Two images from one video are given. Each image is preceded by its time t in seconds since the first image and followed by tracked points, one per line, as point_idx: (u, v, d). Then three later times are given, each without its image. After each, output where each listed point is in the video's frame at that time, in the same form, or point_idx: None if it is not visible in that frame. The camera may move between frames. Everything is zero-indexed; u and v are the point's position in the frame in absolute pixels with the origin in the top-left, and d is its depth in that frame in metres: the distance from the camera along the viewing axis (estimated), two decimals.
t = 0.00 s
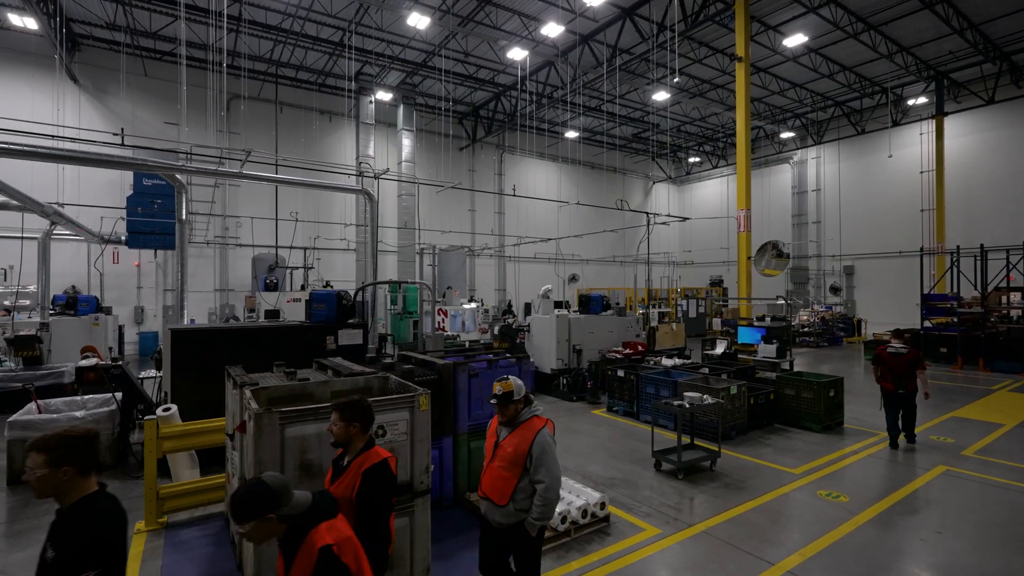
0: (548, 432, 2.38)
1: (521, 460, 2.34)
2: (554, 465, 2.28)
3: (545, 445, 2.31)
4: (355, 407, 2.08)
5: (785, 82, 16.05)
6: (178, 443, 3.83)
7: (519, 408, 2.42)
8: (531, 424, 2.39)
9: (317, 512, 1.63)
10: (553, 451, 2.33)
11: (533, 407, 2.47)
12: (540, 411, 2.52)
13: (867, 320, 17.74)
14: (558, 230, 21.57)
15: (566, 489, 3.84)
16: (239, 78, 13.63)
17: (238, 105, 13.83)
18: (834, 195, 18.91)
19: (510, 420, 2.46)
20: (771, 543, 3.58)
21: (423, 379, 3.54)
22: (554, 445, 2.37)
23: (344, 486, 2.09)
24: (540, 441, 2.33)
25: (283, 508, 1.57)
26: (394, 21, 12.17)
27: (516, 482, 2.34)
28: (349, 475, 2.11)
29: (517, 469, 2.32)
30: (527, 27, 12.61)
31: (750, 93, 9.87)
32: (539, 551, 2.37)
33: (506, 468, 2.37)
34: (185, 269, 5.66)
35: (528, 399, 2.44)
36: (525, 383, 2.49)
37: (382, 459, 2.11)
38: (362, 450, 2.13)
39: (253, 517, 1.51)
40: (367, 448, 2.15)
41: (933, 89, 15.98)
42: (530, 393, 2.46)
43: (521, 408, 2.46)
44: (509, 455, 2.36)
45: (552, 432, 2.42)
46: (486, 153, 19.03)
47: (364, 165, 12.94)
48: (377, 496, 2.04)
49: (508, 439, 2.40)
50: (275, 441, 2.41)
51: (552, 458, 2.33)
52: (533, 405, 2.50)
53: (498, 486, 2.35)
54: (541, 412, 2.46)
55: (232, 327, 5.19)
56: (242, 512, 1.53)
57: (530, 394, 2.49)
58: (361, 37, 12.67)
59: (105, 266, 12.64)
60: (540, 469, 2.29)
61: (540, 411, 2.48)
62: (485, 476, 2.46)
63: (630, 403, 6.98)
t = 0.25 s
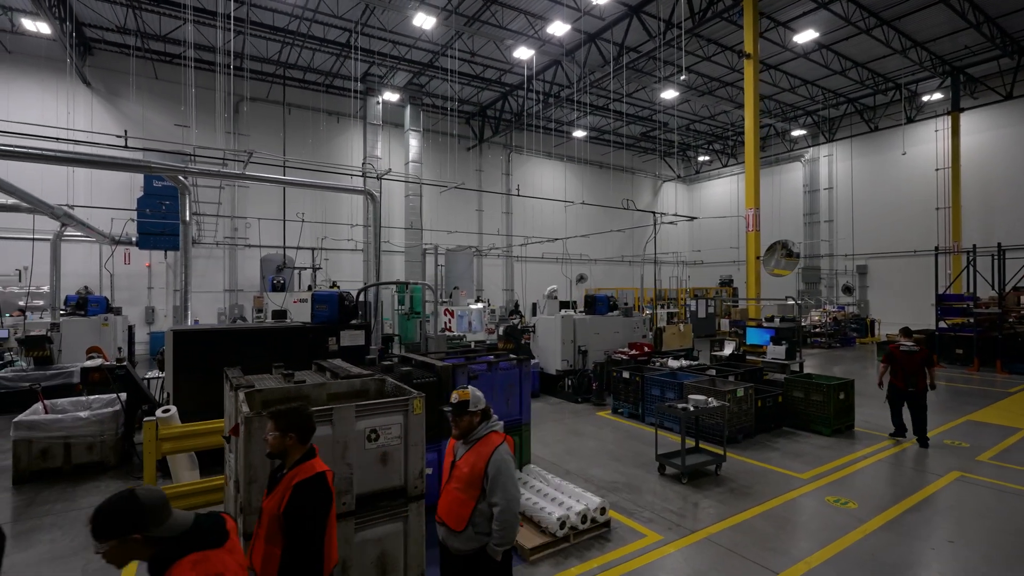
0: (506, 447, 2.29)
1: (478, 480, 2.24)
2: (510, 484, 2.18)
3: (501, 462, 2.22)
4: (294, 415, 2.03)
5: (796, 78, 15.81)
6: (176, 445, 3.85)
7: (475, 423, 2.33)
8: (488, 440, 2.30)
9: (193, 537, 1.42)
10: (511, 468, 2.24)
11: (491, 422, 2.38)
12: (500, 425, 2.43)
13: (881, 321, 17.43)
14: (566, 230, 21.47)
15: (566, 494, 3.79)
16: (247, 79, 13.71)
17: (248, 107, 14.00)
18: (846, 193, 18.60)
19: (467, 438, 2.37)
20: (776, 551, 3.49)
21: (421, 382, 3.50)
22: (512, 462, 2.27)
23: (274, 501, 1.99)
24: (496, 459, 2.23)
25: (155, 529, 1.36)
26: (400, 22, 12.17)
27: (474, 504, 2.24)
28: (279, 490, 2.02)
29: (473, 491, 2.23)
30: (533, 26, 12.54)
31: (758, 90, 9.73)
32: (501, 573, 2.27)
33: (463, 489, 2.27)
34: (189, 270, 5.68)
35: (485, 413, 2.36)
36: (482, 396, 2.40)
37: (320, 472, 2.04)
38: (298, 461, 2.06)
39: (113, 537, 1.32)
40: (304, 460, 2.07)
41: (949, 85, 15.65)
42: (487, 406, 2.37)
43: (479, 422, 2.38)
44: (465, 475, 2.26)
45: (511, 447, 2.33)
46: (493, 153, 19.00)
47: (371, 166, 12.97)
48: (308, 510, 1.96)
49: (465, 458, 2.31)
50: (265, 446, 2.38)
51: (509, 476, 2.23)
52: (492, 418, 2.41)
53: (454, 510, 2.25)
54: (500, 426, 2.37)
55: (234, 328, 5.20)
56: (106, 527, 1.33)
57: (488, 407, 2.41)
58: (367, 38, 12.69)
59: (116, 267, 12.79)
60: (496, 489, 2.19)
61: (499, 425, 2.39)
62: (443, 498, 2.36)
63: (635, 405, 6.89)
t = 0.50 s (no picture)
0: (453, 457, 2.11)
1: (420, 493, 2.06)
2: (456, 498, 2.02)
3: (448, 475, 2.04)
4: (211, 425, 1.80)
5: (806, 75, 15.59)
6: (174, 444, 3.83)
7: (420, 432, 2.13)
8: (433, 449, 2.10)
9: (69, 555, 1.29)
10: (458, 481, 2.07)
11: (437, 429, 2.19)
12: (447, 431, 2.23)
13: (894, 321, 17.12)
14: (573, 229, 21.38)
15: (564, 496, 3.74)
16: (255, 81, 13.81)
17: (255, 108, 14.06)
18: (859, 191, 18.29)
19: (411, 446, 2.16)
20: (779, 557, 3.41)
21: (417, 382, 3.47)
22: (460, 472, 2.10)
23: (187, 526, 1.71)
24: (442, 471, 2.06)
25: (25, 547, 1.24)
26: (406, 22, 12.17)
27: (412, 519, 2.07)
28: (192, 512, 1.74)
29: (413, 506, 2.05)
30: (538, 25, 12.46)
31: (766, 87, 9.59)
32: None
33: (402, 503, 2.09)
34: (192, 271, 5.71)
35: (431, 420, 2.16)
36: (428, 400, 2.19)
37: (240, 488, 1.76)
38: (215, 480, 1.79)
39: None
40: (223, 478, 1.79)
41: (965, 81, 15.33)
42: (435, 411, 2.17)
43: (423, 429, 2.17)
44: (406, 488, 2.07)
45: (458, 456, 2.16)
46: (500, 152, 18.96)
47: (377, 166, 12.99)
48: (225, 529, 1.68)
49: (407, 468, 2.11)
50: (253, 448, 2.36)
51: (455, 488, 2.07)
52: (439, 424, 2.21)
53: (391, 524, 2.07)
54: (446, 433, 2.19)
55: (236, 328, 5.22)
56: None
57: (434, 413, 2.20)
58: (373, 39, 12.72)
59: (126, 267, 12.93)
60: (441, 503, 2.03)
61: (445, 433, 2.20)
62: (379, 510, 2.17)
63: (639, 406, 6.82)
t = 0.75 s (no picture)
0: (391, 472, 1.95)
1: (352, 513, 1.89)
2: (393, 518, 1.86)
3: (385, 493, 1.88)
4: (122, 426, 1.73)
5: (816, 72, 15.37)
6: (172, 443, 3.93)
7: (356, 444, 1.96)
8: (370, 464, 1.93)
9: None
10: (395, 499, 1.91)
11: (375, 442, 2.00)
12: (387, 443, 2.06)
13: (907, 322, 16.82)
14: (580, 229, 21.29)
15: (561, 498, 3.69)
16: (262, 82, 13.90)
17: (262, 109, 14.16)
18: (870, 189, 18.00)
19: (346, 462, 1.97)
20: (779, 563, 3.33)
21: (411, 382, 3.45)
22: (398, 490, 1.94)
23: (89, 529, 1.64)
24: (379, 487, 1.89)
25: None
26: (410, 22, 12.18)
27: (342, 541, 1.89)
28: (96, 516, 1.67)
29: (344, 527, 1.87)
30: (543, 23, 12.40)
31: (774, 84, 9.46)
32: None
33: (331, 523, 1.90)
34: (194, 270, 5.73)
35: (369, 433, 1.97)
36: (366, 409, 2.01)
37: (152, 489, 1.74)
38: (122, 483, 1.73)
39: None
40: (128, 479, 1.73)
41: (980, 76, 15.02)
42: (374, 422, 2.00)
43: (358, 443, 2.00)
44: (336, 508, 1.89)
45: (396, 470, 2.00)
46: (507, 152, 18.93)
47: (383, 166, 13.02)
48: (137, 531, 1.63)
49: (340, 486, 1.92)
50: (241, 446, 2.35)
51: (392, 507, 1.91)
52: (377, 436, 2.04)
53: (318, 547, 1.89)
54: (385, 446, 2.01)
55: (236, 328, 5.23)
56: None
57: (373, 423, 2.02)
58: (378, 39, 12.74)
59: (136, 267, 13.06)
60: (376, 524, 1.87)
61: (385, 446, 2.02)
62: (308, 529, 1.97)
63: (642, 407, 6.75)
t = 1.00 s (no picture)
0: (303, 500, 1.74)
1: (252, 543, 1.68)
2: (291, 553, 1.63)
3: (286, 523, 1.66)
4: (18, 440, 1.64)
5: (825, 69, 15.18)
6: (168, 443, 3.87)
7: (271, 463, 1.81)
8: (281, 487, 1.75)
9: None
10: (300, 532, 1.68)
11: (294, 465, 1.83)
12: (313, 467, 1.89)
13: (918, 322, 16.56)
14: (586, 229, 21.20)
15: (556, 501, 3.65)
16: (268, 83, 13.99)
17: (268, 111, 14.27)
18: (880, 188, 17.75)
19: (257, 484, 1.79)
20: (778, 568, 3.27)
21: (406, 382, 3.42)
22: (307, 523, 1.71)
23: None
24: (281, 516, 1.67)
25: None
26: (414, 22, 12.18)
27: None
28: None
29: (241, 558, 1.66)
30: (547, 23, 12.34)
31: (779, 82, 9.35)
32: None
33: (231, 554, 1.69)
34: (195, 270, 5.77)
35: (288, 453, 1.82)
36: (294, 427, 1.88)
37: (56, 505, 1.68)
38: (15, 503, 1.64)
39: None
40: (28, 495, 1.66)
41: (993, 72, 14.75)
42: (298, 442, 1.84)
43: (276, 462, 1.84)
44: (237, 535, 1.69)
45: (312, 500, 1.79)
46: (512, 152, 18.90)
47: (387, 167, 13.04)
48: (41, 547, 1.59)
49: (245, 510, 1.73)
50: (226, 448, 2.33)
51: (297, 540, 1.69)
52: (302, 459, 1.87)
53: None
54: (304, 471, 1.83)
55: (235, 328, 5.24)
56: None
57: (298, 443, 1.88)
58: (382, 40, 12.77)
59: (143, 267, 13.16)
60: (274, 558, 1.64)
61: (304, 470, 1.84)
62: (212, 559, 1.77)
63: (643, 409, 6.69)
